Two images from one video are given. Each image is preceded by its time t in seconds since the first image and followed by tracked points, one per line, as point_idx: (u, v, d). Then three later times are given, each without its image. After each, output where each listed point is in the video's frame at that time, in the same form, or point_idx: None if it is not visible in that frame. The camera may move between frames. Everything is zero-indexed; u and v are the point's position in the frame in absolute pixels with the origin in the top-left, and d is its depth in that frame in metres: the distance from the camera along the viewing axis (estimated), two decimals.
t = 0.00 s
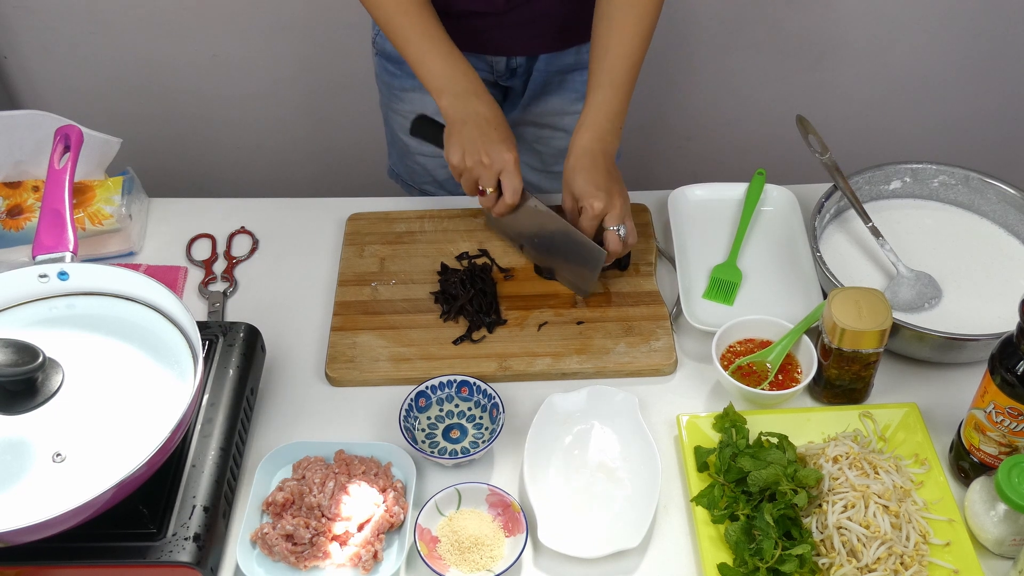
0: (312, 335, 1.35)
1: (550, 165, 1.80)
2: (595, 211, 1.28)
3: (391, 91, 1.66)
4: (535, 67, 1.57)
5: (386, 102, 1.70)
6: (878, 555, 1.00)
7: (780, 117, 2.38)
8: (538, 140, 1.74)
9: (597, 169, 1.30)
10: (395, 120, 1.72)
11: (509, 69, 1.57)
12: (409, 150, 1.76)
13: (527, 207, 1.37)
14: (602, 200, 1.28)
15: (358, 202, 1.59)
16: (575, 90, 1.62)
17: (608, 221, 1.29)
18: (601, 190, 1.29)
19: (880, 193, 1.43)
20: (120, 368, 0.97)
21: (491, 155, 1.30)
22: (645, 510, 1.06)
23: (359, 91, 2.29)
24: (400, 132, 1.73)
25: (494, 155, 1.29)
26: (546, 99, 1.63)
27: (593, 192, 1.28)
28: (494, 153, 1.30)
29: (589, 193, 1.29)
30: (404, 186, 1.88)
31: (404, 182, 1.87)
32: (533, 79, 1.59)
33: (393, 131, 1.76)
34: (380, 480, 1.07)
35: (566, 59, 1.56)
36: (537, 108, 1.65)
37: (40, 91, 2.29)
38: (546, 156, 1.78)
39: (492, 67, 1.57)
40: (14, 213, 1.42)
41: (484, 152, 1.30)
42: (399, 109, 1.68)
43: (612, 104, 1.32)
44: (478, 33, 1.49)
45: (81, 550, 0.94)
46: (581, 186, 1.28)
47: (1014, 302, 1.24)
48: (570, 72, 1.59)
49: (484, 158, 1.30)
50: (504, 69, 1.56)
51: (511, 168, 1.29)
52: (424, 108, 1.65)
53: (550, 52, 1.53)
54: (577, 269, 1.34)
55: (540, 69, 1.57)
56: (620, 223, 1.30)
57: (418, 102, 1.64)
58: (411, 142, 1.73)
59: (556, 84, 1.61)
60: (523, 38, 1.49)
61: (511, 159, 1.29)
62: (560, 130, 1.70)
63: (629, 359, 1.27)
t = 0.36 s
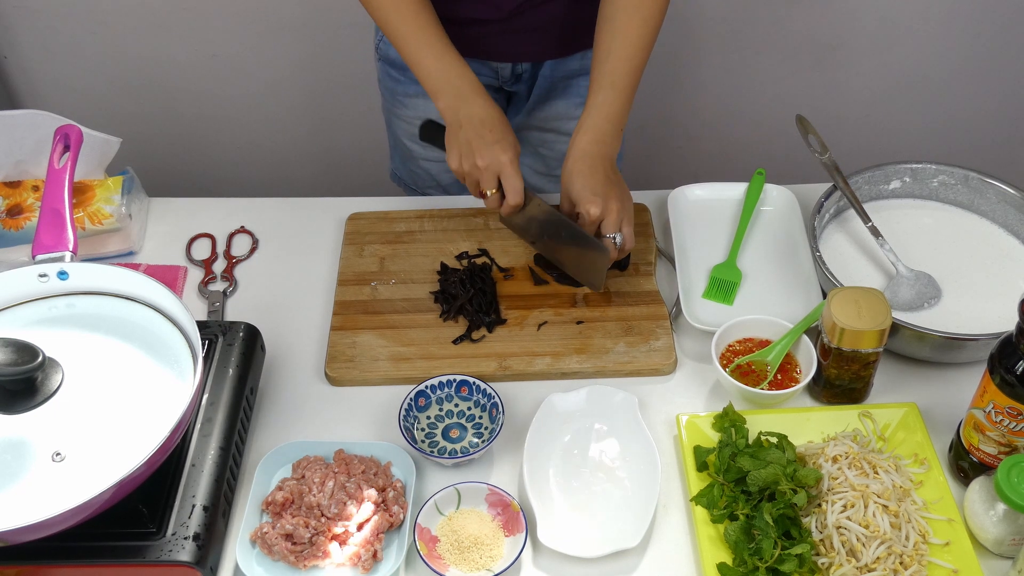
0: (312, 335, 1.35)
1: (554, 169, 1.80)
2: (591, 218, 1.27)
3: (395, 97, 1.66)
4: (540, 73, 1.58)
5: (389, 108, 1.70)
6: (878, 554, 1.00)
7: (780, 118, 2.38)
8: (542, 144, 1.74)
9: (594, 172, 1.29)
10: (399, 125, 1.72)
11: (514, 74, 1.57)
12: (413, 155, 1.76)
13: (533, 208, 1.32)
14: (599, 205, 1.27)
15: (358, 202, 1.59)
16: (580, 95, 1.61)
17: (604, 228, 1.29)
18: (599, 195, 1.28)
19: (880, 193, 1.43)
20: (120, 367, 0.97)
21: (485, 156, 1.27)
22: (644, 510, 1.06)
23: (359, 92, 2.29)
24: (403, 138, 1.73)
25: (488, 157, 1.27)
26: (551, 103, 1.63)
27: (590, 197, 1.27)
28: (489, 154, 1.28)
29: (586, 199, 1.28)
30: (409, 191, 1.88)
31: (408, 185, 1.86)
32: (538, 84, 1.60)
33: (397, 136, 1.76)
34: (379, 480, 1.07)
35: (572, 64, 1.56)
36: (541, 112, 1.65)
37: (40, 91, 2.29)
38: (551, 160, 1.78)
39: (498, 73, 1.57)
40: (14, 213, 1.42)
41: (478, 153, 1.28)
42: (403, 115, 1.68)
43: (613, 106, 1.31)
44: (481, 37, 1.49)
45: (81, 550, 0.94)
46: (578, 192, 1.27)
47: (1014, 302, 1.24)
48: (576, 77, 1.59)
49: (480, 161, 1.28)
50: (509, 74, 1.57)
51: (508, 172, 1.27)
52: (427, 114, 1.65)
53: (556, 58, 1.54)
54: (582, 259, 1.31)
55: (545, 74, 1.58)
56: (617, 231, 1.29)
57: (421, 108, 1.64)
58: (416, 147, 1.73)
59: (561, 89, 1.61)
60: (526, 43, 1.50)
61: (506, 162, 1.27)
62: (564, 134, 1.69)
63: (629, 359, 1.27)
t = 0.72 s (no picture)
0: (312, 335, 1.35)
1: (556, 170, 1.80)
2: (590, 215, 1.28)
3: (396, 97, 1.66)
4: (541, 74, 1.58)
5: (391, 108, 1.70)
6: (878, 554, 1.00)
7: (779, 118, 2.38)
8: (544, 144, 1.74)
9: (593, 173, 1.30)
10: (400, 126, 1.71)
11: (516, 75, 1.57)
12: (414, 155, 1.76)
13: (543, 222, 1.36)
14: (597, 205, 1.28)
15: (358, 202, 1.59)
16: (582, 96, 1.61)
17: (602, 227, 1.29)
18: (597, 195, 1.29)
19: (880, 193, 1.43)
20: (120, 367, 0.97)
21: (503, 171, 1.29)
22: (644, 510, 1.06)
23: (359, 92, 2.29)
24: (404, 137, 1.73)
25: (507, 171, 1.29)
26: (553, 104, 1.63)
27: (589, 197, 1.28)
28: (507, 169, 1.29)
29: (585, 198, 1.29)
30: (410, 190, 1.88)
31: (409, 185, 1.87)
32: (540, 86, 1.61)
33: (398, 136, 1.76)
34: (379, 480, 1.07)
35: (575, 66, 1.57)
36: (542, 113, 1.66)
37: (39, 91, 2.29)
38: (553, 161, 1.77)
39: (500, 74, 1.58)
40: (14, 213, 1.42)
41: (496, 169, 1.29)
42: (404, 115, 1.68)
43: (613, 107, 1.31)
44: (482, 39, 1.49)
45: (81, 550, 0.94)
46: (576, 191, 1.28)
47: (1014, 302, 1.25)
48: (578, 79, 1.59)
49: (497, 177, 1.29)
50: (511, 75, 1.57)
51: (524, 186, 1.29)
52: (428, 114, 1.65)
53: (558, 60, 1.55)
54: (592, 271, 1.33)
55: (548, 75, 1.58)
56: (614, 230, 1.29)
57: (423, 108, 1.64)
58: (417, 147, 1.73)
59: (564, 90, 1.61)
60: (528, 45, 1.50)
61: (524, 177, 1.29)
62: (565, 134, 1.69)
63: (629, 359, 1.27)
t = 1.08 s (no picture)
0: (312, 335, 1.35)
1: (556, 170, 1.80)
2: (588, 214, 1.26)
3: (396, 94, 1.66)
4: (539, 74, 1.58)
5: (391, 105, 1.70)
6: (877, 554, 1.00)
7: (780, 118, 2.38)
8: (542, 145, 1.73)
9: (590, 172, 1.29)
10: (400, 123, 1.71)
11: (515, 74, 1.58)
12: (414, 152, 1.76)
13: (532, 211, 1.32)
14: (595, 204, 1.26)
15: (358, 201, 1.59)
16: (579, 97, 1.60)
17: (602, 226, 1.28)
18: (594, 194, 1.27)
19: (880, 193, 1.43)
20: (120, 367, 0.97)
21: (481, 158, 1.27)
22: (644, 509, 1.06)
23: (359, 92, 2.29)
24: (405, 135, 1.73)
25: (486, 158, 1.27)
26: (551, 105, 1.63)
27: (587, 196, 1.27)
28: (484, 156, 1.27)
29: (583, 197, 1.27)
30: (410, 187, 1.88)
31: (409, 182, 1.87)
32: (538, 84, 1.61)
33: (398, 133, 1.76)
34: (379, 479, 1.07)
35: (572, 66, 1.56)
36: (540, 113, 1.65)
37: (40, 91, 2.29)
38: (552, 161, 1.77)
39: (498, 73, 1.58)
40: (14, 213, 1.42)
41: (475, 155, 1.27)
42: (404, 113, 1.68)
43: (610, 106, 1.31)
44: (481, 38, 1.50)
45: (81, 549, 0.94)
46: (575, 190, 1.27)
47: (1014, 302, 1.24)
48: (576, 79, 1.59)
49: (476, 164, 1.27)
50: (509, 74, 1.57)
51: (504, 170, 1.26)
52: (428, 112, 1.65)
53: (556, 60, 1.55)
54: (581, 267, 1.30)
55: (544, 75, 1.58)
56: (615, 228, 1.28)
57: (421, 106, 1.64)
58: (417, 145, 1.73)
59: (560, 90, 1.60)
60: (529, 44, 1.50)
61: (502, 164, 1.26)
62: (563, 136, 1.69)
63: (629, 359, 1.27)
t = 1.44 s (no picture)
0: (312, 335, 1.35)
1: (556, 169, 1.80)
2: (590, 215, 1.27)
3: (396, 94, 1.66)
4: (540, 74, 1.58)
5: (392, 106, 1.70)
6: (877, 554, 1.00)
7: (779, 118, 2.38)
8: (543, 143, 1.74)
9: (593, 173, 1.29)
10: (401, 123, 1.72)
11: (516, 75, 1.57)
12: (414, 153, 1.76)
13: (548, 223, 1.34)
14: (596, 206, 1.27)
15: (358, 201, 1.59)
16: (580, 95, 1.62)
17: (602, 228, 1.28)
18: (596, 196, 1.28)
19: (880, 193, 1.43)
20: (120, 367, 0.97)
21: (509, 171, 1.28)
22: (643, 510, 1.06)
23: (359, 92, 2.29)
24: (405, 135, 1.73)
25: (514, 172, 1.28)
26: (552, 103, 1.64)
27: (589, 197, 1.28)
28: (514, 170, 1.28)
29: (583, 199, 1.28)
30: (411, 187, 1.88)
31: (409, 182, 1.87)
32: (539, 85, 1.60)
33: (399, 133, 1.76)
34: (379, 479, 1.07)
35: (573, 65, 1.57)
36: (541, 112, 1.66)
37: (39, 91, 2.29)
38: (552, 160, 1.78)
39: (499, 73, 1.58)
40: (14, 213, 1.42)
41: (503, 168, 1.28)
42: (405, 113, 1.68)
43: (612, 108, 1.31)
44: (481, 38, 1.50)
45: (80, 550, 0.94)
46: (576, 192, 1.28)
47: (1014, 302, 1.25)
48: (577, 78, 1.60)
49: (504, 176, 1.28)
50: (510, 74, 1.57)
51: (531, 184, 1.28)
52: (428, 112, 1.65)
53: (556, 60, 1.55)
54: (594, 273, 1.32)
55: (546, 75, 1.58)
56: (615, 231, 1.29)
57: (423, 106, 1.64)
58: (417, 145, 1.73)
59: (562, 89, 1.61)
60: (528, 45, 1.50)
61: (530, 178, 1.27)
62: (564, 133, 1.70)
63: (629, 359, 1.27)
